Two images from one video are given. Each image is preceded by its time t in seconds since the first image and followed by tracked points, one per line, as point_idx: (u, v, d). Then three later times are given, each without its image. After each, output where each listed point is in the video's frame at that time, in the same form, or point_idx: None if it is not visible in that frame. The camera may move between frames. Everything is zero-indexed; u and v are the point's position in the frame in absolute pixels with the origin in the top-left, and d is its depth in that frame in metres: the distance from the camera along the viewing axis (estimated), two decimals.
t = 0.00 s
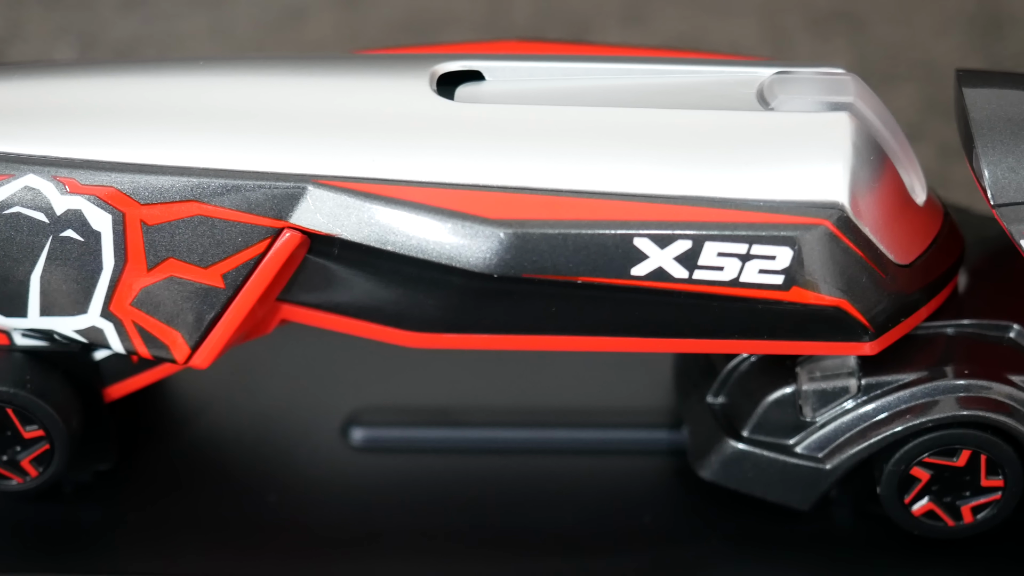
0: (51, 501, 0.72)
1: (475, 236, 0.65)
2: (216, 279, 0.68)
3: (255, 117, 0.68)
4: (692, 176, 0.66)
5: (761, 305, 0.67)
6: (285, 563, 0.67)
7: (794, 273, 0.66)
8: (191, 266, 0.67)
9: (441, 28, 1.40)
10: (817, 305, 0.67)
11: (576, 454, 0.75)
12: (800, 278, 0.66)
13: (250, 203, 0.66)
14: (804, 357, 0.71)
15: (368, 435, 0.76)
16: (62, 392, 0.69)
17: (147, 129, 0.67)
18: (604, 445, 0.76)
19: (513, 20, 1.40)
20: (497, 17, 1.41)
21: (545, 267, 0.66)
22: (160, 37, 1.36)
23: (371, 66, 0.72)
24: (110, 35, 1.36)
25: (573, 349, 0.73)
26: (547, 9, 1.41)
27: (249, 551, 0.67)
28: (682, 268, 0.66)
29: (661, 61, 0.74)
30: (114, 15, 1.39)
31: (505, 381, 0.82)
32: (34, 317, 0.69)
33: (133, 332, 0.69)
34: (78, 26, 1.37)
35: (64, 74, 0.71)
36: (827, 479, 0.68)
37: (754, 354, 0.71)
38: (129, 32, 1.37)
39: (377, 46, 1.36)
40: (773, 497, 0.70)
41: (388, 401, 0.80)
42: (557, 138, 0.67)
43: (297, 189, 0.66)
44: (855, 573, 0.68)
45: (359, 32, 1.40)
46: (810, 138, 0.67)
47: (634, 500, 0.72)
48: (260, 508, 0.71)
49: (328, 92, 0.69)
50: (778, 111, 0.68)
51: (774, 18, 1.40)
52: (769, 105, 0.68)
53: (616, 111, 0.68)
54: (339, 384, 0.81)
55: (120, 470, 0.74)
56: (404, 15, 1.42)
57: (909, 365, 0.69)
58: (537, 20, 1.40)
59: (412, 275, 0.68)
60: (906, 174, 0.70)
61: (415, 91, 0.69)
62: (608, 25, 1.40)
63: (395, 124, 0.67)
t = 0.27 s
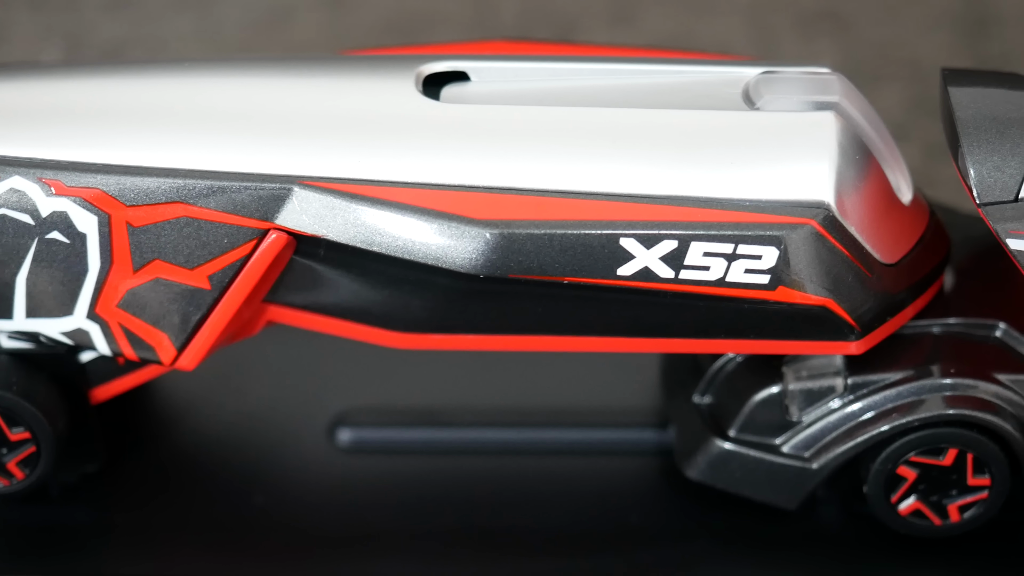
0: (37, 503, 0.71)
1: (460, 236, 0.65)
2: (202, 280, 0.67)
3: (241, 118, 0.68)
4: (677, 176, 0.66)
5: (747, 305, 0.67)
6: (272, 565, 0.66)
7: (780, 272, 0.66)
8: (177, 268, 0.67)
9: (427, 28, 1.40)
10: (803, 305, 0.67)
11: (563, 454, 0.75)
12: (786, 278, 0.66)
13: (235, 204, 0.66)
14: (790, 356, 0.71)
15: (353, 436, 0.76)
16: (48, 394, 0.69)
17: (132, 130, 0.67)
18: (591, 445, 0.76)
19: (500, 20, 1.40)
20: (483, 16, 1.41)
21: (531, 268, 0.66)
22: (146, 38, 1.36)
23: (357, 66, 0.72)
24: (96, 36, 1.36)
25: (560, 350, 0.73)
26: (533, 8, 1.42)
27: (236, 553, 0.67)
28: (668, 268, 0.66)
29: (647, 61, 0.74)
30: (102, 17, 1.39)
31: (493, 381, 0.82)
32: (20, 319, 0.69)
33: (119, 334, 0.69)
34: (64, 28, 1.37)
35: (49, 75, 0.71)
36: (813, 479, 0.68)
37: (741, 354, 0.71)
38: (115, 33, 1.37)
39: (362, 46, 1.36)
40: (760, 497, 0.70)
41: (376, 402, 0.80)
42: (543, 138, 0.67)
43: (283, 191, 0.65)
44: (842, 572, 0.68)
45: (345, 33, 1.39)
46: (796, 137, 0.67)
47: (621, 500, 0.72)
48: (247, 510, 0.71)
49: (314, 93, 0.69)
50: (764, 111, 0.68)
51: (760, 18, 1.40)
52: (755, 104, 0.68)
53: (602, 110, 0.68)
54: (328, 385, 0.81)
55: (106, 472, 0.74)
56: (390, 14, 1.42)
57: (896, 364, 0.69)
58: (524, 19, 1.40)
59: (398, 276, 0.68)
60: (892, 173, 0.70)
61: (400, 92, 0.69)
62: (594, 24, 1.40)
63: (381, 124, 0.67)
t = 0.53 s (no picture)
0: (21, 506, 0.71)
1: (442, 237, 0.65)
2: (185, 282, 0.67)
3: (223, 120, 0.68)
4: (659, 176, 0.66)
5: (730, 304, 0.68)
6: (255, 567, 0.66)
7: (763, 272, 0.66)
8: (159, 270, 0.67)
9: (409, 28, 1.40)
10: (786, 304, 0.67)
11: (547, 454, 0.75)
12: (769, 277, 0.66)
13: (218, 206, 0.66)
14: (773, 355, 0.71)
15: (338, 437, 0.76)
16: (31, 396, 0.69)
17: (114, 132, 0.67)
18: (576, 446, 0.76)
19: (482, 20, 1.41)
20: (466, 16, 1.41)
21: (514, 268, 0.66)
22: (128, 40, 1.36)
23: (339, 68, 0.72)
24: (78, 38, 1.36)
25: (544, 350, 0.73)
26: (514, 9, 1.42)
27: (221, 555, 0.67)
28: (650, 268, 0.66)
29: (629, 62, 0.74)
30: (84, 19, 1.39)
31: (478, 382, 0.82)
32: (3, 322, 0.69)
33: (102, 336, 0.69)
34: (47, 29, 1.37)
35: (31, 78, 0.71)
36: (797, 478, 0.68)
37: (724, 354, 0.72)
38: (97, 34, 1.36)
39: (339, 49, 1.36)
40: (744, 496, 0.70)
41: (361, 403, 0.80)
42: (525, 139, 0.67)
43: (265, 192, 0.65)
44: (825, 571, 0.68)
45: (327, 33, 1.39)
46: (778, 137, 0.67)
47: (605, 500, 0.72)
48: (231, 512, 0.71)
49: (296, 94, 0.69)
50: (746, 110, 0.68)
51: (742, 18, 1.41)
52: (737, 104, 0.68)
53: (584, 111, 0.68)
54: (313, 386, 0.81)
55: (91, 475, 0.74)
56: (373, 15, 1.42)
57: (879, 363, 0.69)
58: (506, 20, 1.40)
59: (381, 277, 0.68)
60: (875, 173, 0.70)
61: (382, 93, 0.69)
62: (576, 24, 1.41)
63: (363, 125, 0.67)
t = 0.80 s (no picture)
0: (7, 508, 0.71)
1: (429, 237, 0.65)
2: (171, 283, 0.67)
3: (209, 121, 0.68)
4: (646, 175, 0.66)
5: (717, 304, 0.68)
6: (241, 568, 0.66)
7: (749, 271, 0.66)
8: (145, 271, 0.67)
9: (396, 27, 1.40)
10: (773, 303, 0.67)
11: (535, 455, 0.75)
12: (755, 277, 0.66)
13: (203, 207, 0.66)
14: (760, 354, 0.71)
15: (326, 438, 0.76)
16: (16, 399, 0.69)
17: (99, 133, 0.67)
18: (563, 446, 0.76)
19: (469, 19, 1.41)
20: (452, 15, 1.41)
21: (500, 269, 0.66)
22: (113, 41, 1.36)
23: (325, 69, 0.72)
24: (65, 39, 1.36)
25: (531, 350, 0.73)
26: (501, 9, 1.42)
27: (207, 556, 0.67)
28: (636, 268, 0.66)
29: (615, 62, 0.74)
30: (70, 20, 1.39)
31: (467, 382, 0.82)
32: None
33: (89, 338, 0.69)
34: (32, 29, 1.37)
35: (17, 80, 0.71)
36: (784, 477, 0.68)
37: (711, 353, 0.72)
38: (83, 36, 1.36)
39: (327, 49, 1.36)
40: (731, 496, 0.70)
41: (349, 404, 0.80)
42: (511, 139, 0.67)
43: (251, 193, 0.65)
44: (812, 570, 0.68)
45: (313, 33, 1.39)
46: (764, 137, 0.67)
47: (592, 500, 0.72)
48: (218, 513, 0.70)
49: (282, 95, 0.69)
50: (732, 110, 0.68)
51: (729, 18, 1.41)
52: (723, 104, 0.69)
53: (569, 111, 0.68)
54: (301, 387, 0.81)
55: (77, 477, 0.74)
56: (359, 14, 1.42)
57: (865, 363, 0.69)
58: (492, 20, 1.40)
59: (367, 278, 0.68)
60: (860, 172, 0.70)
61: (368, 93, 0.69)
62: (561, 23, 1.41)
63: (349, 126, 0.67)
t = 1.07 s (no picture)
0: None
1: (414, 238, 0.65)
2: (157, 284, 0.67)
3: (195, 122, 0.67)
4: (631, 175, 0.65)
5: (703, 304, 0.68)
6: (227, 569, 0.66)
7: (735, 271, 0.66)
8: (131, 273, 0.67)
9: (383, 27, 1.40)
10: (759, 303, 0.67)
11: (522, 455, 0.75)
12: (741, 277, 0.66)
13: (189, 208, 0.65)
14: (747, 354, 0.71)
15: (314, 439, 0.76)
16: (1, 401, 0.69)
17: (84, 134, 0.67)
18: (550, 446, 0.76)
19: (456, 19, 1.41)
20: (439, 15, 1.42)
21: (486, 270, 0.66)
22: (100, 43, 1.36)
23: (310, 69, 0.72)
24: (51, 39, 1.36)
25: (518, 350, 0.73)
26: (488, 9, 1.42)
27: (194, 557, 0.67)
28: (622, 268, 0.66)
29: (601, 62, 0.74)
30: (56, 21, 1.39)
31: (455, 383, 0.82)
32: None
33: (75, 340, 0.69)
34: (19, 31, 1.37)
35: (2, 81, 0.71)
36: (771, 477, 0.68)
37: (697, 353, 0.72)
38: (70, 36, 1.36)
39: (314, 50, 1.36)
40: (718, 495, 0.69)
41: (337, 405, 0.80)
42: (496, 140, 0.67)
43: (237, 195, 0.65)
44: (798, 569, 0.68)
45: (300, 33, 1.39)
46: (750, 136, 0.67)
47: (579, 500, 0.72)
48: (204, 515, 0.70)
49: (267, 96, 0.69)
50: (718, 109, 0.68)
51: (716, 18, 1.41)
52: (709, 103, 0.69)
53: (555, 111, 0.68)
54: (289, 388, 0.81)
55: (64, 479, 0.74)
56: (346, 15, 1.42)
57: (852, 362, 0.69)
58: (479, 20, 1.41)
59: (355, 278, 0.68)
60: (846, 171, 0.70)
61: (354, 94, 0.69)
62: (548, 23, 1.41)
63: (334, 127, 0.67)
